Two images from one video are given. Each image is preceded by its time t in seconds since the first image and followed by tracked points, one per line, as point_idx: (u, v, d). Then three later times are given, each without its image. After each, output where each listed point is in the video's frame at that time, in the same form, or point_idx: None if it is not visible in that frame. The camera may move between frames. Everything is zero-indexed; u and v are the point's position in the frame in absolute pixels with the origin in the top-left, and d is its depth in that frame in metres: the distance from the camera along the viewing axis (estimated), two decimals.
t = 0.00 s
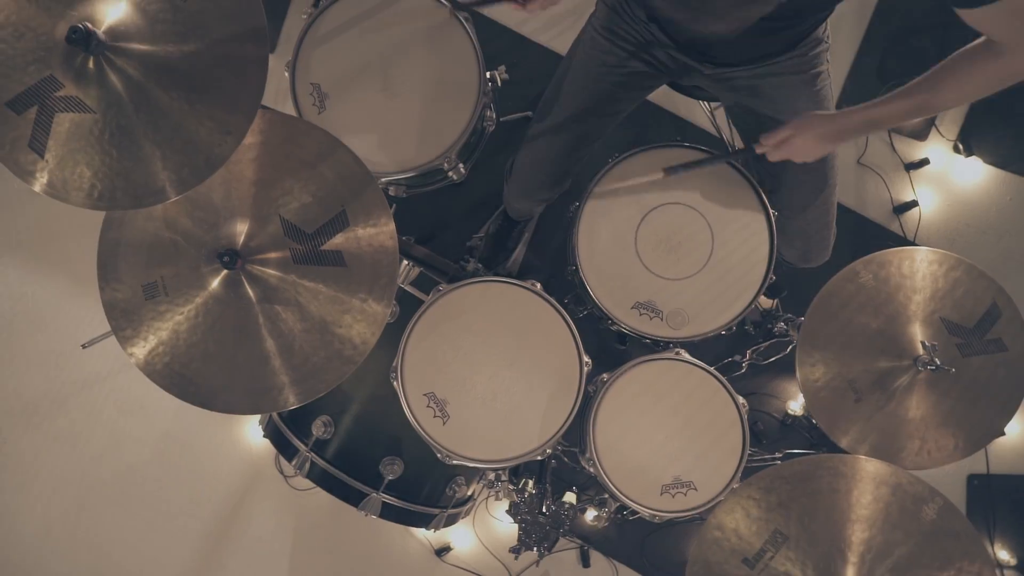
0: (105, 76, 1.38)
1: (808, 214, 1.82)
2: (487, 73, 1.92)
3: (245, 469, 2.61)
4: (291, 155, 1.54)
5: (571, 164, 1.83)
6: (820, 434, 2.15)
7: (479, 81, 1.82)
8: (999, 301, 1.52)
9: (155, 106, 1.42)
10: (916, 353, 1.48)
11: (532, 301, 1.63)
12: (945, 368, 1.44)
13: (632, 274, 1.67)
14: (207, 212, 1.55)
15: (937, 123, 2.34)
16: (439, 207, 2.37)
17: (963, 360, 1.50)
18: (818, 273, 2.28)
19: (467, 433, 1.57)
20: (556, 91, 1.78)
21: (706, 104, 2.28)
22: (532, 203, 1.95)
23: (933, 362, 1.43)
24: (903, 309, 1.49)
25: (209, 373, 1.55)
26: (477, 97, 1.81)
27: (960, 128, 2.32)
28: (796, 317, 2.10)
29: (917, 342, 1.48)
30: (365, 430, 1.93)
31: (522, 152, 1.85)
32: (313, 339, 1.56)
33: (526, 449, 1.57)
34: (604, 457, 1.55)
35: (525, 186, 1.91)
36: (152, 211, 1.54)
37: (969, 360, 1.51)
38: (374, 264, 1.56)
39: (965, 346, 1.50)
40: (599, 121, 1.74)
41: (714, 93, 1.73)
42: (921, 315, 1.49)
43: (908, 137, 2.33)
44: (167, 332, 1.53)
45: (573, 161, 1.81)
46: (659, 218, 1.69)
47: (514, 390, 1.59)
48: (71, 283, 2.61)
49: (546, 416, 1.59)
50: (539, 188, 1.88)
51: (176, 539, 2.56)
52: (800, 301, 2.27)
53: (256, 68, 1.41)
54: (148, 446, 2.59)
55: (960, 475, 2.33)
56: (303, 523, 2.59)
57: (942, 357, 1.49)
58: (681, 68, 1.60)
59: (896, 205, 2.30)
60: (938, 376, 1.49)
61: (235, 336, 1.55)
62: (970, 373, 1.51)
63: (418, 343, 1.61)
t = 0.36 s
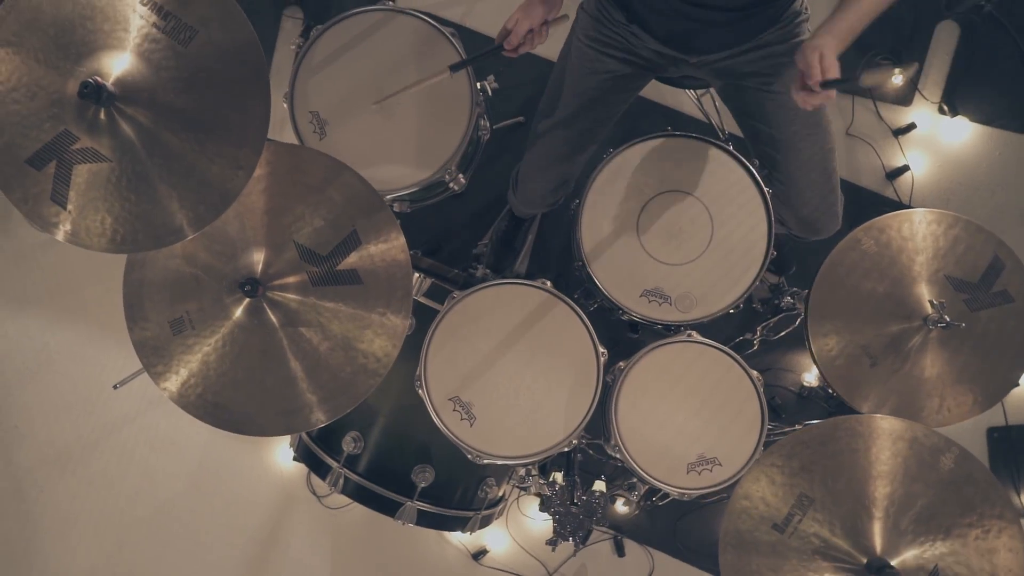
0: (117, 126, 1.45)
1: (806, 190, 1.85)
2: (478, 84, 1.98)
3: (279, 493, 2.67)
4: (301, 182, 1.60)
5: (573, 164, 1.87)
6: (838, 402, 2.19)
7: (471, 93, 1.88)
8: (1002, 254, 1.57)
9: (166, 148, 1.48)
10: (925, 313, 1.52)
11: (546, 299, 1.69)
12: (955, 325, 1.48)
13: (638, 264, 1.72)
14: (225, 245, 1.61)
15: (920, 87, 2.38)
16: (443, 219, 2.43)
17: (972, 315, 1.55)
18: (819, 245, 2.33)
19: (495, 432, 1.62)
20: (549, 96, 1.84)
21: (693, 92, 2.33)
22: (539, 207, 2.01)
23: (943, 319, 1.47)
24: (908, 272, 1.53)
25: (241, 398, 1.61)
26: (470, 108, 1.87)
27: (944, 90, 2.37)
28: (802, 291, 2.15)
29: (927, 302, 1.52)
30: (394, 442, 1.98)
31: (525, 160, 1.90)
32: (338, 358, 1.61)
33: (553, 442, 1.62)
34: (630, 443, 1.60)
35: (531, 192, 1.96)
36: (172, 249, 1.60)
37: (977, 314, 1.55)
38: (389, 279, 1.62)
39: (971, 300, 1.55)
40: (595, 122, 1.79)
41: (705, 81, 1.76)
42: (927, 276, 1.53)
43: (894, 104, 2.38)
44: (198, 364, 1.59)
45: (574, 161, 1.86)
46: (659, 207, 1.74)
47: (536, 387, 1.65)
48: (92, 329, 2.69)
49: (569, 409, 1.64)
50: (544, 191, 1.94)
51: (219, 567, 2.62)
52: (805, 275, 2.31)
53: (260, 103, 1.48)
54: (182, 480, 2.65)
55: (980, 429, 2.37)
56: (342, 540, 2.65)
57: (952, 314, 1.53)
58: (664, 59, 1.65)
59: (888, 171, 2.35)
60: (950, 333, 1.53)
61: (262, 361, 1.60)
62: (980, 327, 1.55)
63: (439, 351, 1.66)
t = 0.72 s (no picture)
0: (127, 168, 1.51)
1: (790, 161, 1.90)
2: (466, 94, 2.04)
3: (311, 511, 2.72)
4: (306, 205, 1.66)
5: (563, 160, 1.95)
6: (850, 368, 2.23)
7: (460, 103, 1.94)
8: (982, 205, 1.60)
9: (175, 185, 1.54)
10: (914, 270, 1.56)
11: (554, 294, 1.74)
12: (943, 279, 1.53)
13: (640, 252, 1.77)
14: (240, 272, 1.67)
15: (897, 53, 2.42)
16: (445, 228, 2.49)
17: (960, 268, 1.59)
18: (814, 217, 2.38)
19: (517, 428, 1.67)
20: (534, 98, 1.89)
21: (675, 81, 2.39)
22: (535, 204, 2.09)
23: (932, 275, 1.51)
24: (894, 233, 1.57)
25: (269, 419, 1.66)
26: (461, 118, 1.93)
27: (920, 53, 2.41)
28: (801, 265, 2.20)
29: (914, 260, 1.56)
30: (419, 448, 2.03)
31: (519, 160, 1.97)
32: (357, 371, 1.66)
33: (574, 430, 1.67)
34: (648, 424, 1.64)
35: (527, 190, 2.03)
36: (190, 281, 1.66)
37: (964, 267, 1.59)
38: (400, 291, 1.67)
39: (957, 253, 1.59)
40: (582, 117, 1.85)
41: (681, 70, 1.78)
42: (913, 235, 1.58)
43: (873, 72, 2.42)
44: (225, 390, 1.65)
45: (565, 156, 1.93)
46: (654, 194, 1.79)
47: (553, 380, 1.70)
48: (112, 371, 2.74)
49: (587, 397, 1.69)
50: (538, 188, 2.01)
51: None
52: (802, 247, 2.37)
53: (262, 133, 1.54)
54: (216, 509, 2.71)
55: (992, 380, 2.41)
56: (376, 551, 2.70)
57: (939, 269, 1.57)
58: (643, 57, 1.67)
59: (875, 138, 2.40)
60: (939, 287, 1.58)
61: (286, 380, 1.66)
62: (968, 278, 1.59)
63: (454, 354, 1.71)
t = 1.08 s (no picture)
0: (141, 208, 1.58)
1: (774, 137, 1.96)
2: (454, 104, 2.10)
3: (344, 526, 2.77)
4: (313, 226, 1.73)
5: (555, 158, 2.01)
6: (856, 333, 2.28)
7: (451, 113, 2.00)
8: (965, 161, 1.64)
9: (187, 219, 1.60)
10: (905, 230, 1.61)
11: (559, 288, 1.79)
12: (932, 235, 1.57)
13: (638, 239, 1.83)
14: (256, 297, 1.73)
15: (871, 22, 2.48)
16: (447, 236, 2.55)
17: (949, 224, 1.63)
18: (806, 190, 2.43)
19: (537, 420, 1.72)
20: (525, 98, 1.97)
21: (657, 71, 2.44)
22: (532, 204, 2.15)
23: (921, 232, 1.55)
24: (882, 195, 1.62)
25: (298, 434, 1.72)
26: (453, 128, 1.99)
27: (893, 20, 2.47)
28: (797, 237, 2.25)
29: (903, 219, 1.61)
30: (444, 452, 2.09)
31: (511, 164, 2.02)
32: (377, 380, 1.72)
33: (592, 417, 1.72)
34: (663, 404, 1.69)
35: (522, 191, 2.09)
36: (209, 310, 1.73)
37: (953, 222, 1.63)
38: (411, 300, 1.73)
39: (944, 209, 1.63)
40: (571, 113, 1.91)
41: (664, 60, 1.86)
42: (900, 196, 1.62)
43: (849, 44, 2.47)
44: (252, 411, 1.71)
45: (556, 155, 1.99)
46: (646, 182, 1.84)
47: (566, 370, 1.75)
48: (137, 408, 2.80)
49: (601, 384, 1.74)
50: (533, 188, 2.07)
51: None
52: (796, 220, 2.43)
53: (265, 161, 1.60)
54: (251, 532, 2.77)
55: (997, 331, 2.46)
56: (412, 558, 2.76)
57: (929, 226, 1.62)
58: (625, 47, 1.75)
59: (857, 107, 2.45)
60: (929, 243, 1.62)
61: (310, 396, 1.72)
62: (958, 232, 1.64)
63: (469, 355, 1.77)
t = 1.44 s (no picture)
0: (153, 244, 1.64)
1: (756, 114, 2.00)
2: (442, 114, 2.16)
3: (377, 538, 2.83)
4: (318, 244, 1.79)
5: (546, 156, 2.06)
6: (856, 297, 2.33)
7: (439, 123, 2.07)
8: (938, 117, 1.69)
9: (198, 250, 1.66)
10: (886, 188, 1.66)
11: (560, 280, 1.85)
12: (913, 190, 1.63)
13: (632, 225, 1.89)
14: (270, 319, 1.80)
15: None
16: (448, 244, 2.61)
17: (927, 178, 1.69)
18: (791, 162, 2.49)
19: (552, 408, 1.78)
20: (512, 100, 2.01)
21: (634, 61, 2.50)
22: (528, 203, 2.21)
23: (901, 189, 1.61)
24: (861, 158, 1.67)
25: (324, 446, 1.78)
26: (443, 138, 2.06)
27: None
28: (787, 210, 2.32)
29: (883, 178, 1.66)
30: (467, 451, 2.14)
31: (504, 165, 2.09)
32: (395, 387, 1.78)
33: (605, 400, 1.78)
34: (672, 381, 1.75)
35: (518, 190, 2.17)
36: (229, 336, 1.80)
37: (931, 176, 1.69)
38: (419, 305, 1.79)
39: (922, 164, 1.69)
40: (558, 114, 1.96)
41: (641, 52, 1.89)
42: (878, 156, 1.68)
43: (819, 16, 2.53)
44: (279, 429, 1.78)
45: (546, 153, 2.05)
46: (634, 169, 1.90)
47: (575, 358, 1.81)
48: (163, 442, 2.87)
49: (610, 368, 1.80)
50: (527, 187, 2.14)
51: None
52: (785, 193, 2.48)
53: (266, 186, 1.67)
54: (286, 552, 2.83)
55: (994, 280, 2.52)
56: (446, 562, 2.81)
57: (908, 183, 1.68)
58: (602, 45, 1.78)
59: (833, 77, 2.51)
60: (911, 199, 1.68)
61: (332, 408, 1.78)
62: (938, 186, 1.69)
63: (480, 353, 1.82)
